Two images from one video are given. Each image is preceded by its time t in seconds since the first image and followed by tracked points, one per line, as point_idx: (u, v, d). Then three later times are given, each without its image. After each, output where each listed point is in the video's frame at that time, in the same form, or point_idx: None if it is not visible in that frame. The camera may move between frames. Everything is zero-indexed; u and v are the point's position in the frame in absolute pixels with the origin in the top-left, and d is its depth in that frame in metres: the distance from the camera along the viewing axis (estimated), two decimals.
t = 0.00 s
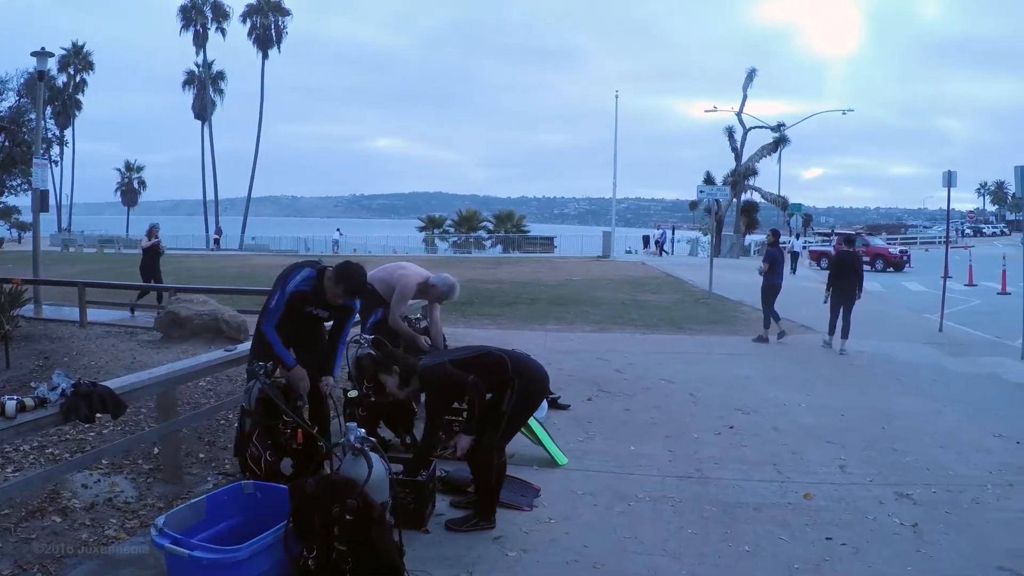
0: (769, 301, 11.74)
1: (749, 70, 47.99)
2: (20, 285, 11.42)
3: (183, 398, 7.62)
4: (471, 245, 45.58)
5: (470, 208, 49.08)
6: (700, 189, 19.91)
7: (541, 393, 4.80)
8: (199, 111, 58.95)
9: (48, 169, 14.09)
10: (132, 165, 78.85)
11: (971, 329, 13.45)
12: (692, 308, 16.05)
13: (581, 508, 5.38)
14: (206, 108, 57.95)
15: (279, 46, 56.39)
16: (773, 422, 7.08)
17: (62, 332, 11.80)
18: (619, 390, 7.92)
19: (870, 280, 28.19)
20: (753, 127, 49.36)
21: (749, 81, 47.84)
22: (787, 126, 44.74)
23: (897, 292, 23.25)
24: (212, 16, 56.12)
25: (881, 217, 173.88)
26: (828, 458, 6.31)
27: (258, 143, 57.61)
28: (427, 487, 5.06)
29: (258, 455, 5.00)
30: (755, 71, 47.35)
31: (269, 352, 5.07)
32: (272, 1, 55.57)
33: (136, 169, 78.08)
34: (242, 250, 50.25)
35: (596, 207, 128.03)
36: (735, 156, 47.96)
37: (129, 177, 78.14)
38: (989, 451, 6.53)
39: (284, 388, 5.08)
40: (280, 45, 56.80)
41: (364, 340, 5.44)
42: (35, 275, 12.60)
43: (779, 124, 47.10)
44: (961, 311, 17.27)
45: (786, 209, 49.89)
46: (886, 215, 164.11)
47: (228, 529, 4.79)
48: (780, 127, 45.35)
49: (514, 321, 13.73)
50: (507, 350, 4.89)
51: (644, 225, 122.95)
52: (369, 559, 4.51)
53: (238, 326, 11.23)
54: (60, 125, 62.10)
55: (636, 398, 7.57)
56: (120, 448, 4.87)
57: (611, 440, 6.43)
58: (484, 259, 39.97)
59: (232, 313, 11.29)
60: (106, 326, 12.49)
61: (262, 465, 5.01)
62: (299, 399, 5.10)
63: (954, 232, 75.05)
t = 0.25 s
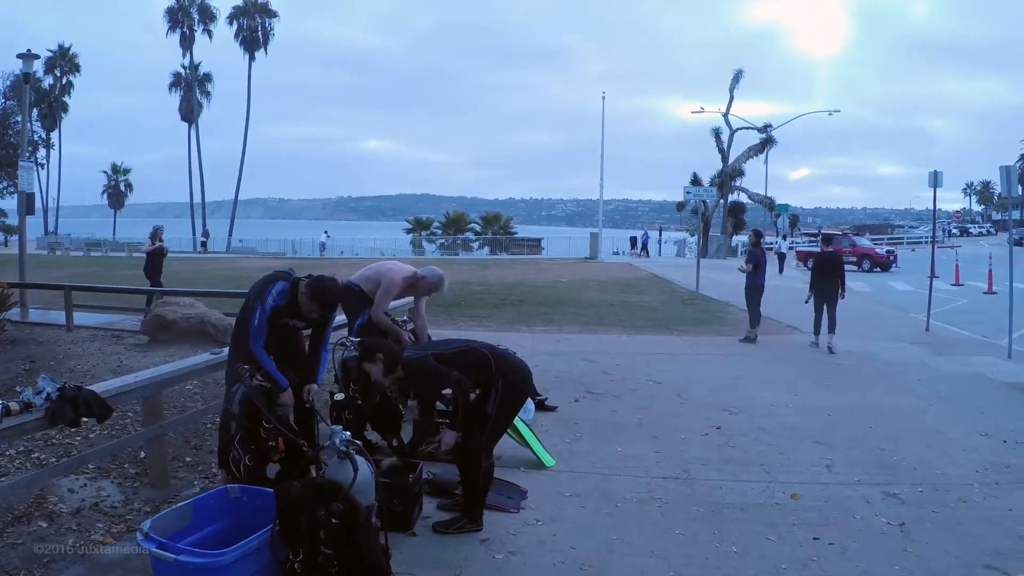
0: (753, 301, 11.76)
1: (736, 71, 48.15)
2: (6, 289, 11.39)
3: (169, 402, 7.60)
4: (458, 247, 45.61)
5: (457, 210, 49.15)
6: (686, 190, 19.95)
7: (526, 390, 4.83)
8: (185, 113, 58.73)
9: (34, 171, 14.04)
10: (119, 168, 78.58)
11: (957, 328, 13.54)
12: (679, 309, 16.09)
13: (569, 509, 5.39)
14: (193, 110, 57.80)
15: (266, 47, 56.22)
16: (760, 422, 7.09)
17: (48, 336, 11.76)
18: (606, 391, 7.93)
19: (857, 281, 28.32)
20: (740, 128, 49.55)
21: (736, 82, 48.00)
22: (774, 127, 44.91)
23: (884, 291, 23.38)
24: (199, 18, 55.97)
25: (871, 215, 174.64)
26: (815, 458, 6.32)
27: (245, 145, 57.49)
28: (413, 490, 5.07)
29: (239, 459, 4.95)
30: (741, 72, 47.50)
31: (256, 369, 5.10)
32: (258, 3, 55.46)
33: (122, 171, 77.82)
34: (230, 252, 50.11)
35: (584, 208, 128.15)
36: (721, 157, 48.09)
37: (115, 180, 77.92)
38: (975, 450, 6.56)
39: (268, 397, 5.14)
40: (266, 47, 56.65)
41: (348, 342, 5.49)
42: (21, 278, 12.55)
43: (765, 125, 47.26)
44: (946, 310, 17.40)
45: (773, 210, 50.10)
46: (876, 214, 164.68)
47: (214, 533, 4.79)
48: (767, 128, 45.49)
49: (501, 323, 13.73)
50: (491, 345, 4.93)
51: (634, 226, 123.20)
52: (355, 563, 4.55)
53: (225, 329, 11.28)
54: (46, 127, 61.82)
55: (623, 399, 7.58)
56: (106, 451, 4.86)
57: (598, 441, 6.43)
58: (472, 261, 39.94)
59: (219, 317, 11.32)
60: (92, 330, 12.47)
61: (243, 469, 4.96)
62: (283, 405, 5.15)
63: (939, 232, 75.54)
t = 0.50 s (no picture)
0: (736, 302, 11.77)
1: (723, 73, 48.33)
2: None
3: (155, 406, 7.59)
4: (445, 249, 45.63)
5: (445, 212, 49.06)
6: (674, 192, 19.98)
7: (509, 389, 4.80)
8: (172, 115, 58.54)
9: (18, 174, 13.97)
10: (107, 170, 78.28)
11: (942, 329, 13.62)
12: (666, 311, 16.11)
13: (555, 512, 5.39)
14: (179, 113, 57.60)
15: (253, 50, 56.09)
16: (747, 424, 7.11)
17: (33, 339, 11.73)
18: (592, 393, 7.94)
19: (842, 283, 28.47)
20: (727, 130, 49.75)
21: (723, 85, 48.17)
22: (760, 129, 45.11)
23: (871, 293, 23.49)
24: (186, 20, 55.80)
25: (861, 216, 175.23)
26: (802, 459, 6.34)
27: (233, 147, 57.31)
28: (399, 493, 5.07)
29: (215, 463, 5.07)
30: (728, 75, 47.66)
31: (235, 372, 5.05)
32: (245, 6, 55.32)
33: (110, 174, 77.54)
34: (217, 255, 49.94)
35: (573, 209, 128.32)
36: (709, 160, 48.22)
37: (101, 183, 77.65)
38: (961, 450, 6.60)
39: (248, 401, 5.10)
40: (253, 49, 56.48)
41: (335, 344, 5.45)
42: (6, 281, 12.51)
43: (752, 127, 47.47)
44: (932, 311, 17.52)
45: (759, 212, 50.31)
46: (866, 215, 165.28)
47: (200, 537, 4.79)
48: (754, 131, 45.67)
49: (488, 325, 13.74)
50: (477, 339, 4.86)
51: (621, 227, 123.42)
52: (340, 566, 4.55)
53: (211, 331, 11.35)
54: (33, 129, 61.52)
55: (610, 401, 7.59)
56: (93, 455, 4.84)
57: (585, 443, 6.44)
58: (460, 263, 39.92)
59: (205, 320, 11.34)
60: (77, 334, 12.46)
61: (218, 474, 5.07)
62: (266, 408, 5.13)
63: (925, 234, 75.99)
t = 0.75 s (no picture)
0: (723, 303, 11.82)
1: (712, 76, 48.49)
2: None
3: (142, 406, 7.58)
4: (434, 251, 45.73)
5: (434, 213, 49.10)
6: (662, 194, 20.00)
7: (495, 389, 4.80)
8: (161, 116, 58.38)
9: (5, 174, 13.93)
10: (95, 171, 78.09)
11: (930, 331, 13.70)
12: (654, 313, 16.14)
13: (542, 513, 5.40)
14: (168, 113, 57.46)
15: (242, 50, 55.99)
16: (734, 425, 7.13)
17: (20, 339, 11.72)
18: (580, 394, 7.95)
19: (829, 285, 28.62)
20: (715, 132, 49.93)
21: (712, 87, 48.35)
22: (749, 132, 45.31)
23: (859, 295, 23.61)
24: (175, 20, 55.64)
25: (851, 219, 176.04)
26: (789, 460, 6.36)
27: (221, 148, 57.25)
28: (386, 494, 5.07)
29: (209, 462, 5.06)
30: (717, 77, 47.80)
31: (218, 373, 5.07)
32: (235, 6, 55.18)
33: (98, 174, 77.34)
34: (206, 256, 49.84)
35: (564, 210, 128.60)
36: (697, 162, 48.36)
37: (89, 183, 77.41)
38: (948, 451, 6.64)
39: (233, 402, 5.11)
40: (242, 50, 56.30)
41: (323, 346, 5.44)
42: None
43: (741, 129, 47.67)
44: (918, 313, 17.63)
45: (748, 214, 50.51)
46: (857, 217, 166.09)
47: (187, 538, 4.77)
48: (742, 133, 45.82)
49: (476, 327, 13.75)
50: (465, 339, 4.85)
51: (611, 228, 123.80)
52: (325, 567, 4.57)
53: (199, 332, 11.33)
54: (20, 129, 61.33)
55: (597, 403, 7.60)
56: (79, 455, 4.82)
57: (572, 445, 6.45)
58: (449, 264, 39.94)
59: (192, 320, 11.35)
60: (65, 334, 12.45)
61: (212, 473, 5.07)
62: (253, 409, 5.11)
63: (913, 238, 76.47)
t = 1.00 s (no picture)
0: (711, 307, 11.81)
1: (703, 80, 48.63)
2: None
3: (129, 408, 7.56)
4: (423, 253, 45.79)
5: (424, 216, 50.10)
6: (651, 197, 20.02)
7: (481, 392, 4.79)
8: (151, 116, 58.20)
9: None
10: (83, 171, 77.77)
11: (918, 336, 13.77)
12: (643, 316, 16.16)
13: (529, 516, 5.40)
14: (157, 113, 57.31)
15: (233, 51, 55.87)
16: (722, 429, 7.15)
17: (8, 340, 11.69)
18: (568, 398, 7.96)
19: (818, 289, 28.73)
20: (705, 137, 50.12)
21: (702, 91, 48.51)
22: (739, 136, 45.49)
23: (848, 300, 23.72)
24: (166, 20, 55.48)
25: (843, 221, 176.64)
26: (777, 464, 6.38)
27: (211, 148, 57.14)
28: (373, 496, 5.06)
29: (204, 466, 4.99)
30: (707, 81, 47.94)
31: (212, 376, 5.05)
32: (226, 7, 55.06)
33: (87, 174, 77.08)
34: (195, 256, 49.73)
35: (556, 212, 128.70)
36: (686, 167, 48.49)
37: (79, 183, 77.16)
38: (935, 456, 6.67)
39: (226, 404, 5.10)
40: (233, 51, 56.13)
41: (312, 348, 5.43)
42: None
43: (730, 134, 47.87)
44: (906, 318, 17.72)
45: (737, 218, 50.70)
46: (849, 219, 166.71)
47: (173, 540, 4.76)
48: (732, 138, 45.92)
49: (464, 329, 13.75)
50: (452, 342, 4.84)
51: (603, 229, 123.96)
52: (313, 570, 4.54)
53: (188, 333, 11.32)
54: (9, 128, 61.07)
55: (585, 406, 7.61)
56: (67, 456, 4.79)
57: (560, 448, 6.46)
58: (439, 267, 39.93)
59: (180, 322, 11.35)
60: (53, 335, 12.42)
61: (209, 476, 4.99)
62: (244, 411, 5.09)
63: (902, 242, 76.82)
